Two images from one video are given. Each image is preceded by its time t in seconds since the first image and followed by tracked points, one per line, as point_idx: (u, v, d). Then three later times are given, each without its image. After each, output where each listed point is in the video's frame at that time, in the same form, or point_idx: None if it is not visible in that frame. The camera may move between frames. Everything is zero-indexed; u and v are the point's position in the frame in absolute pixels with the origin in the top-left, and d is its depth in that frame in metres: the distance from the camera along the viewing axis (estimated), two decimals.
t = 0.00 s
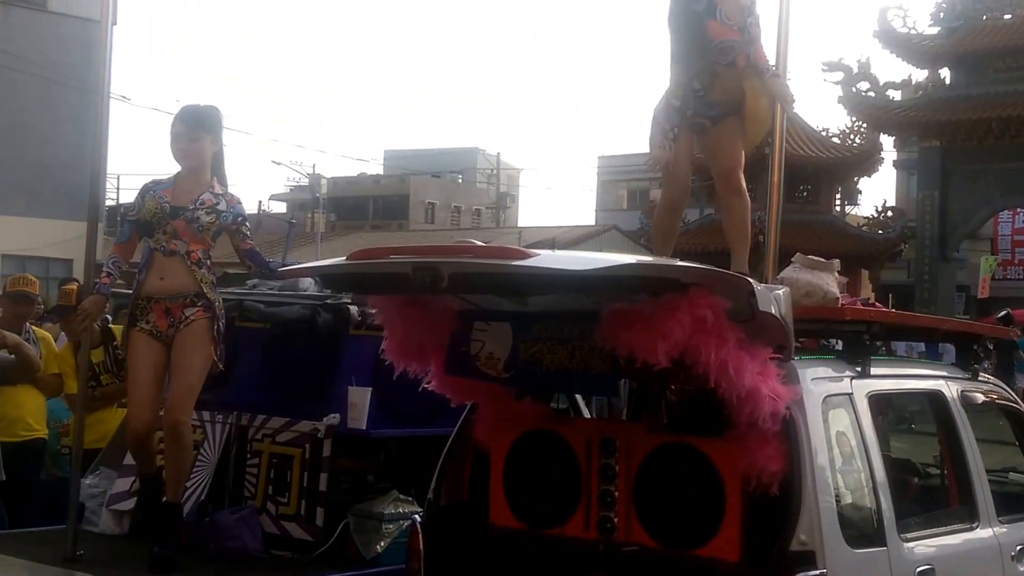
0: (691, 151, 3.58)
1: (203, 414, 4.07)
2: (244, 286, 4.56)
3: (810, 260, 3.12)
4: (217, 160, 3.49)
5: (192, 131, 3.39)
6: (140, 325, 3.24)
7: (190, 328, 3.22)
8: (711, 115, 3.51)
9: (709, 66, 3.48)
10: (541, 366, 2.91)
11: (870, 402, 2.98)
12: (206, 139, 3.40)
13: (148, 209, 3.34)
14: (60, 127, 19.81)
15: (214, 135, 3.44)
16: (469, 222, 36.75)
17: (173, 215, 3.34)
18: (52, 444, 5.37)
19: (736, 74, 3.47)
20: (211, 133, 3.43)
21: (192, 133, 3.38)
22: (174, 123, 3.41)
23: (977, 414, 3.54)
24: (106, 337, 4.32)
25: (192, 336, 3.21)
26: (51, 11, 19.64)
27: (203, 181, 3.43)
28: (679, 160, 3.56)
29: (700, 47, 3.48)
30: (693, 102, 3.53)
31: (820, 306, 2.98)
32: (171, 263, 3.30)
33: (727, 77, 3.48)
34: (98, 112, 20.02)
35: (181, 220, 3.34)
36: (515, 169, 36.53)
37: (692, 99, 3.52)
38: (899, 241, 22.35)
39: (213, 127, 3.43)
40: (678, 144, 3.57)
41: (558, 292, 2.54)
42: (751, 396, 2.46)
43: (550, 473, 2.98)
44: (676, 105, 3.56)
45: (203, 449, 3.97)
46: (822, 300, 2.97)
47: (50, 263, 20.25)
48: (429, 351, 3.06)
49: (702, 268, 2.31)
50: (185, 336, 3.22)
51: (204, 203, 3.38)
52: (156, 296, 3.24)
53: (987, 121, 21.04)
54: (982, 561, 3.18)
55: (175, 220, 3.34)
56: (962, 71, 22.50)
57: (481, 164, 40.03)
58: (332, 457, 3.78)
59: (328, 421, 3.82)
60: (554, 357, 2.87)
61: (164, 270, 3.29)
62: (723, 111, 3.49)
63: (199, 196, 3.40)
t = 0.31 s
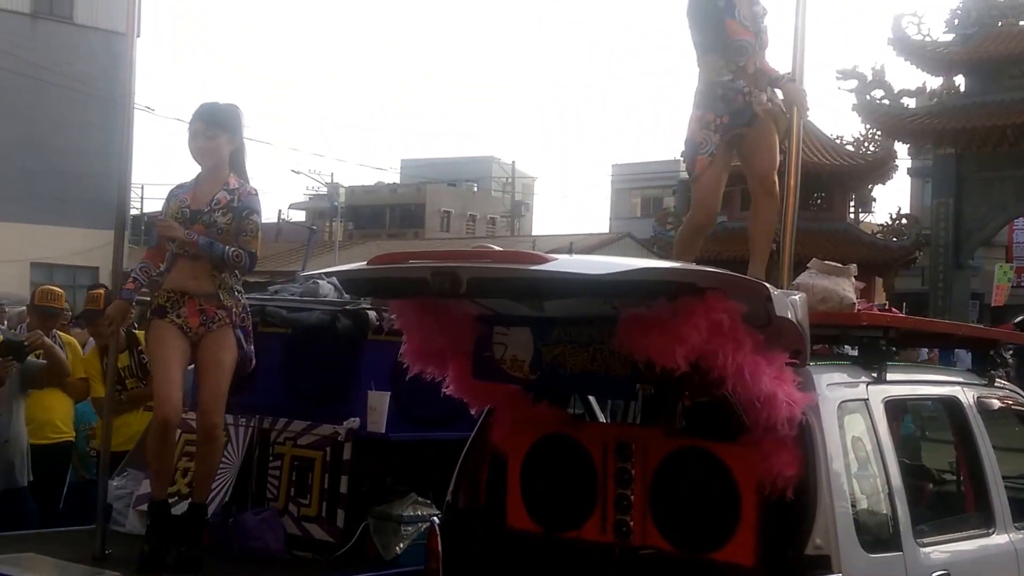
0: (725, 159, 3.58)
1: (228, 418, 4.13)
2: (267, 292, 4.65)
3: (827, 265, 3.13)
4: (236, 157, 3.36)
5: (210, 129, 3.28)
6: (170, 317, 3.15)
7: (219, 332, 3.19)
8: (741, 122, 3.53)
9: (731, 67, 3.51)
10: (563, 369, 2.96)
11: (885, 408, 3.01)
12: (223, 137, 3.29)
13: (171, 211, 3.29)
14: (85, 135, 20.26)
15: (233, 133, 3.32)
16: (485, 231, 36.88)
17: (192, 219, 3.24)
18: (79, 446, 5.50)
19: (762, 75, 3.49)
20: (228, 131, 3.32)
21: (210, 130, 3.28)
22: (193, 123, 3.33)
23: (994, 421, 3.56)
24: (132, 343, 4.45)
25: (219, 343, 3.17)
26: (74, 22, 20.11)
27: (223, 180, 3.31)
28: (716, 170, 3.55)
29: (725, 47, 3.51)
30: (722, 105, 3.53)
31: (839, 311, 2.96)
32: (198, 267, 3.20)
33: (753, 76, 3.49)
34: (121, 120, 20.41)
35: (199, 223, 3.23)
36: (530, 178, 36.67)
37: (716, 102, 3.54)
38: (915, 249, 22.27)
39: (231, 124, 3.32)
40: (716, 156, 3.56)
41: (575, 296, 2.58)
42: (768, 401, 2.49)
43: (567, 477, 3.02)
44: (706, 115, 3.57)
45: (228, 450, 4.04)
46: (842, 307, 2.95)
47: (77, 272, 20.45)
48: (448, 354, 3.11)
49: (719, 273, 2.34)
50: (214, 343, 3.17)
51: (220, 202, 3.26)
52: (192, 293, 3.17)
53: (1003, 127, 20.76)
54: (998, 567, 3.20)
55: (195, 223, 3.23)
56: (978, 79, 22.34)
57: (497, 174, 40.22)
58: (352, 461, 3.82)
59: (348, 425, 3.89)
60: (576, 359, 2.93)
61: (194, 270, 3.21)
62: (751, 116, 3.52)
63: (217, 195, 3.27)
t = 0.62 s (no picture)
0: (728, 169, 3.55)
1: (243, 421, 4.18)
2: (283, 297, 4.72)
3: (838, 273, 3.18)
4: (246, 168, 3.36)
5: (219, 142, 3.29)
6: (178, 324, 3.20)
7: (219, 352, 3.20)
8: (744, 130, 3.50)
9: (726, 77, 3.54)
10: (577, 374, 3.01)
11: (897, 414, 3.03)
12: (232, 149, 3.30)
13: (193, 226, 3.24)
14: (101, 145, 20.43)
15: (241, 146, 3.33)
16: (496, 239, 36.95)
17: (219, 229, 3.24)
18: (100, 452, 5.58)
19: (746, 82, 3.52)
20: (235, 143, 3.32)
21: (219, 143, 3.28)
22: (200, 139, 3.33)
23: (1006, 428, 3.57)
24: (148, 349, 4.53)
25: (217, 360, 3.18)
26: (93, 33, 20.25)
27: (237, 188, 3.31)
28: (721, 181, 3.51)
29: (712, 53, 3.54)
30: (717, 112, 3.59)
31: (846, 317, 3.05)
32: (223, 277, 3.24)
33: (742, 86, 3.53)
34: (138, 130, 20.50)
35: (227, 232, 3.24)
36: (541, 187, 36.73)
37: (712, 109, 3.59)
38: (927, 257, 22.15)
39: (239, 135, 3.33)
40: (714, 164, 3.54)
41: (587, 304, 2.63)
42: (779, 409, 2.53)
43: (578, 482, 3.05)
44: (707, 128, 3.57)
45: (243, 454, 4.10)
46: (848, 314, 3.05)
47: (96, 279, 20.65)
48: (459, 361, 3.15)
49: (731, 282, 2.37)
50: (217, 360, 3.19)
51: (242, 209, 3.27)
52: (199, 307, 3.20)
53: (1014, 135, 20.53)
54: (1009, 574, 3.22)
55: (222, 233, 3.24)
56: (990, 87, 22.15)
57: (507, 182, 40.32)
58: (366, 467, 3.86)
59: (362, 431, 3.91)
60: (588, 364, 3.00)
61: (216, 283, 3.23)
62: (754, 125, 3.50)
63: (235, 203, 3.28)
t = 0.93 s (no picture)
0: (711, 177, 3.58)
1: (249, 428, 4.22)
2: (290, 305, 4.77)
3: (843, 282, 3.22)
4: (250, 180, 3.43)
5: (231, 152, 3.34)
6: (191, 349, 3.25)
7: (243, 354, 3.23)
8: (722, 137, 3.55)
9: (711, 85, 3.64)
10: (580, 383, 3.04)
11: (903, 424, 3.04)
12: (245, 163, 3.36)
13: (188, 230, 3.28)
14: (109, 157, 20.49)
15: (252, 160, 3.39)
16: (500, 248, 37.00)
17: (219, 237, 3.29)
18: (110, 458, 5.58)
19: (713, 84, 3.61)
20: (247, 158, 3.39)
21: (232, 155, 3.33)
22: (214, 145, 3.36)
23: (1013, 438, 3.59)
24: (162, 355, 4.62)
25: (243, 361, 3.22)
26: (104, 45, 20.39)
27: (240, 198, 3.38)
28: (692, 184, 3.56)
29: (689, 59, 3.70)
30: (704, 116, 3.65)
31: (852, 324, 3.08)
32: (222, 284, 3.26)
33: (720, 89, 3.61)
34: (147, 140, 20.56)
35: (228, 240, 3.29)
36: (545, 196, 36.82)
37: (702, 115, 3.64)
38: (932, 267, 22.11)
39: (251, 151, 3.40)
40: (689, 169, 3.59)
41: (589, 312, 2.65)
42: (785, 418, 2.53)
43: (583, 489, 3.08)
44: (693, 136, 3.65)
45: (251, 461, 4.14)
46: (855, 321, 3.07)
47: (106, 286, 20.60)
48: (462, 369, 3.17)
49: (735, 288, 2.38)
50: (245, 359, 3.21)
51: (244, 220, 3.34)
52: (206, 324, 3.22)
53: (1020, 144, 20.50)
54: None
55: (223, 240, 3.29)
56: (996, 96, 22.14)
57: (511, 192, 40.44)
58: (372, 473, 3.90)
59: (369, 437, 3.96)
60: (590, 373, 3.01)
61: (219, 296, 3.24)
62: (733, 133, 3.53)
63: (238, 213, 3.35)
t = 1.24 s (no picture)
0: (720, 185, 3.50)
1: (250, 438, 4.28)
2: (290, 315, 4.79)
3: (843, 293, 3.23)
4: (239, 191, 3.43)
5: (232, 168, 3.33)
6: (199, 357, 3.20)
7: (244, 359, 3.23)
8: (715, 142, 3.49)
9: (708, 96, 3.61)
10: (580, 392, 3.05)
11: (903, 435, 3.05)
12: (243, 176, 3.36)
13: (208, 245, 3.22)
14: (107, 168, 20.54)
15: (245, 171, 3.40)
16: (499, 257, 37.10)
17: (241, 255, 3.32)
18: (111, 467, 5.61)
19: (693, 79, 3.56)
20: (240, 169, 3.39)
21: (234, 169, 3.33)
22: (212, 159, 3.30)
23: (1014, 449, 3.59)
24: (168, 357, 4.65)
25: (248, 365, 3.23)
26: (106, 56, 20.42)
27: (238, 213, 3.39)
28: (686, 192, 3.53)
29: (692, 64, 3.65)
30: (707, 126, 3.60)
31: (851, 335, 3.09)
32: (233, 296, 3.28)
33: (711, 94, 3.54)
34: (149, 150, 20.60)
35: (246, 258, 3.33)
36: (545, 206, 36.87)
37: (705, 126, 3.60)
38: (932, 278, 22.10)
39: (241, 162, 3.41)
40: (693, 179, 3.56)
41: (589, 321, 2.67)
42: (785, 427, 2.54)
43: (583, 497, 3.08)
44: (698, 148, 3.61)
45: (251, 470, 4.17)
46: (854, 332, 3.08)
47: (107, 295, 20.57)
48: (462, 377, 3.19)
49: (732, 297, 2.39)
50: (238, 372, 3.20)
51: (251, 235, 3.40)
52: (214, 329, 3.21)
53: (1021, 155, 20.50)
54: None
55: (242, 258, 3.32)
56: (996, 107, 22.17)
57: (511, 202, 40.50)
58: (372, 481, 3.93)
59: (368, 447, 4.00)
60: (590, 382, 3.02)
61: (229, 305, 3.26)
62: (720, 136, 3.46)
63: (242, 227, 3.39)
